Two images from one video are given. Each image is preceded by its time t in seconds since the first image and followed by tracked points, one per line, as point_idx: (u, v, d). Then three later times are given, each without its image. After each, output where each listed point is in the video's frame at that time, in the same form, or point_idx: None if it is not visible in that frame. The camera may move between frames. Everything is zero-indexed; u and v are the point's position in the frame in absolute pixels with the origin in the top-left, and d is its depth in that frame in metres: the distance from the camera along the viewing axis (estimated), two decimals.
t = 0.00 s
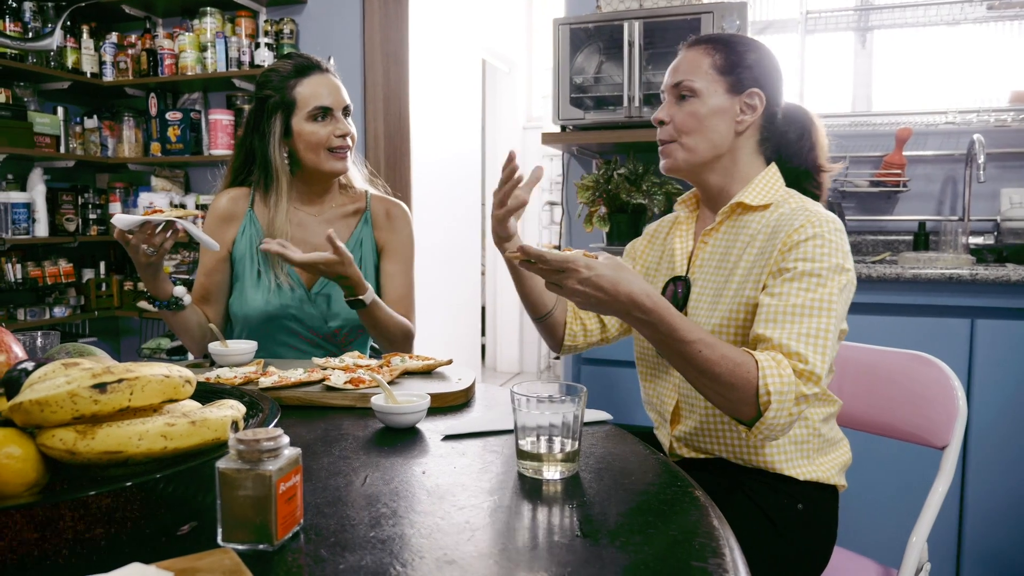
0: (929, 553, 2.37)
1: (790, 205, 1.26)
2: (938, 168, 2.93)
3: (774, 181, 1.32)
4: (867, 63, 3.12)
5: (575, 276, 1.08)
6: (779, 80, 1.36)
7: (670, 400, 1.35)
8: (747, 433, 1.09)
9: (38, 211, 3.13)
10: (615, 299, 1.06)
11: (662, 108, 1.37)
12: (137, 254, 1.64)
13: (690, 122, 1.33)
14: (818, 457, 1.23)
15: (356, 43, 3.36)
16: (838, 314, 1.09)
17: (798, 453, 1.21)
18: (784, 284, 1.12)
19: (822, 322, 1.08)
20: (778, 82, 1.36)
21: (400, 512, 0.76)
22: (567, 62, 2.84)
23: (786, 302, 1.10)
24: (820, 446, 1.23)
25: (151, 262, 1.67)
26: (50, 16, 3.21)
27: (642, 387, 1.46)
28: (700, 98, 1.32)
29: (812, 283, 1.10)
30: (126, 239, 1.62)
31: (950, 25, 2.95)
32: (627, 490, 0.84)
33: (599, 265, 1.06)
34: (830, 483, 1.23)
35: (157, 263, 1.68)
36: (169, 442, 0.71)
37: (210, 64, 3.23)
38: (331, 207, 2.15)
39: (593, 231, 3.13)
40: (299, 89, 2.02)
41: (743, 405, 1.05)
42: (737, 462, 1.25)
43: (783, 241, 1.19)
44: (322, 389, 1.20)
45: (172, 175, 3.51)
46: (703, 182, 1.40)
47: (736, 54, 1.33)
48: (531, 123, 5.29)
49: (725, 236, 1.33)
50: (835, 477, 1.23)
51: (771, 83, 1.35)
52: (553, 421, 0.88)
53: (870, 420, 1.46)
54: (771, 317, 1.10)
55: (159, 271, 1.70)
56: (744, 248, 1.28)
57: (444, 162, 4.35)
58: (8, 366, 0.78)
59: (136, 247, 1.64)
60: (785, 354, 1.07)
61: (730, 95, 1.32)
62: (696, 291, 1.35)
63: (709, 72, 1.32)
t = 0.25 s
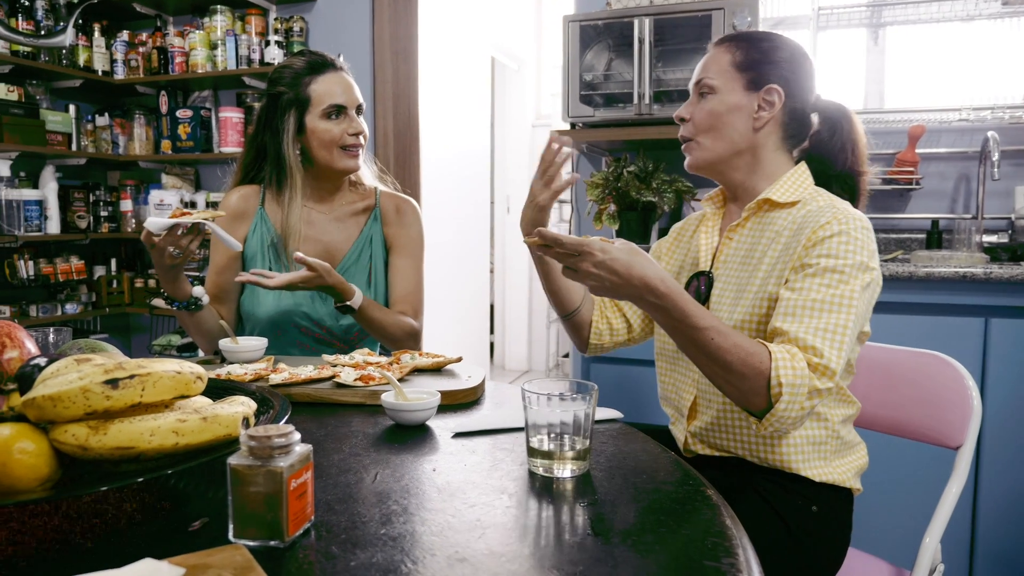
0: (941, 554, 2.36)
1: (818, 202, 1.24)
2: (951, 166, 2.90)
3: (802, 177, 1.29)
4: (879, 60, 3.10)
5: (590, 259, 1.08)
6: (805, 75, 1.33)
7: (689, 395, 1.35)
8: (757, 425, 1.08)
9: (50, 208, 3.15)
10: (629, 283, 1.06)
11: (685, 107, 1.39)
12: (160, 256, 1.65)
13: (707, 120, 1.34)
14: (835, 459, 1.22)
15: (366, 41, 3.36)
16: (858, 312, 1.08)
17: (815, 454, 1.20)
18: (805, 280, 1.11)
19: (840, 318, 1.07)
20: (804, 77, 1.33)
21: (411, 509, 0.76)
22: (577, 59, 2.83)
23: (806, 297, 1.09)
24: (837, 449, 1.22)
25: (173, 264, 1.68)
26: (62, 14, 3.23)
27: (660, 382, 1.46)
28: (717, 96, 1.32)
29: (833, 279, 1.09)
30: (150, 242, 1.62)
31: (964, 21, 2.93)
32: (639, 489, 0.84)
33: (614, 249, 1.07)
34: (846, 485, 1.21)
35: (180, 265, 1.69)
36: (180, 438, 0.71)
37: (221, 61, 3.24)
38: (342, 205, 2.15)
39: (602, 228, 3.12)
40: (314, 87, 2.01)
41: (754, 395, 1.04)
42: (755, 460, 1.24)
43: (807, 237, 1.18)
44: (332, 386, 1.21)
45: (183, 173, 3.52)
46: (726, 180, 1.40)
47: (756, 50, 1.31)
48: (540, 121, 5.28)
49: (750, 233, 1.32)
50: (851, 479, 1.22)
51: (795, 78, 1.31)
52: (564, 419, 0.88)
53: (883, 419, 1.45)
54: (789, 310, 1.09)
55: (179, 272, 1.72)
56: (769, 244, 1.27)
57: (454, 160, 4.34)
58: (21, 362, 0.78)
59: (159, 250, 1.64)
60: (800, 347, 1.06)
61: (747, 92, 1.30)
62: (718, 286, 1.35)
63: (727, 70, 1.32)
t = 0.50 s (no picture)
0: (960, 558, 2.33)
1: (843, 205, 1.22)
2: (972, 166, 2.86)
3: (827, 179, 1.29)
4: (898, 59, 3.07)
5: (616, 261, 1.10)
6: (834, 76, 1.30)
7: (709, 397, 1.34)
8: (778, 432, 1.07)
9: (69, 207, 3.19)
10: (653, 284, 1.07)
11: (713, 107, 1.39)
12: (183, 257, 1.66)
13: (732, 120, 1.34)
14: (855, 464, 1.20)
15: (382, 41, 3.37)
16: (883, 320, 1.06)
17: (836, 458, 1.19)
18: (829, 286, 1.10)
19: (865, 326, 1.05)
20: (833, 78, 1.31)
21: (426, 510, 0.76)
22: (593, 58, 2.82)
23: (830, 303, 1.08)
24: (858, 453, 1.20)
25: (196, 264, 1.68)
26: (82, 15, 3.26)
27: (679, 384, 1.45)
28: (742, 96, 1.33)
29: (858, 286, 1.08)
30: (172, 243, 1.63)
31: (985, 19, 2.89)
32: (656, 492, 0.83)
33: (640, 251, 1.08)
34: (867, 491, 1.19)
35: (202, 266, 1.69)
36: (198, 437, 0.71)
37: (238, 61, 3.26)
38: (360, 205, 2.15)
39: (618, 228, 3.11)
40: (335, 87, 2.02)
41: (775, 403, 1.03)
42: (774, 463, 1.23)
43: (832, 241, 1.16)
44: (349, 386, 1.21)
45: (200, 172, 3.55)
46: (751, 180, 1.39)
47: (784, 50, 1.30)
48: (556, 120, 5.27)
49: (773, 235, 1.31)
50: (872, 485, 1.20)
51: (823, 78, 1.29)
52: (581, 420, 0.87)
53: (903, 421, 1.43)
54: (813, 317, 1.08)
55: (199, 273, 1.72)
56: (791, 246, 1.26)
57: (469, 160, 4.35)
58: (41, 361, 0.78)
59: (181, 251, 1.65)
60: (824, 355, 1.05)
61: (772, 93, 1.30)
62: (739, 289, 1.34)
63: (753, 69, 1.32)
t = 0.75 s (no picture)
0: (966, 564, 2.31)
1: (847, 208, 1.22)
2: (979, 169, 2.85)
3: (831, 182, 1.28)
4: (905, 62, 3.06)
5: (619, 263, 1.10)
6: (826, 77, 1.30)
7: (713, 402, 1.34)
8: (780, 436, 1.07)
9: (76, 207, 3.20)
10: (656, 287, 1.06)
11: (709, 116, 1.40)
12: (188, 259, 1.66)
13: (726, 128, 1.34)
14: (859, 470, 1.19)
15: (388, 43, 3.38)
16: (886, 325, 1.06)
17: (840, 464, 1.18)
18: (832, 289, 1.09)
19: (867, 330, 1.05)
20: (826, 79, 1.30)
21: (428, 513, 0.76)
22: (599, 61, 2.82)
23: (833, 307, 1.07)
24: (863, 459, 1.20)
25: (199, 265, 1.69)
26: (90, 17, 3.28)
27: (684, 389, 1.45)
28: (734, 104, 1.33)
29: (861, 290, 1.07)
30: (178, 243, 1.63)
31: (992, 22, 2.88)
32: (657, 496, 0.83)
33: (642, 253, 1.08)
34: (872, 496, 1.18)
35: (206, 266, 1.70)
36: (200, 439, 0.71)
37: (246, 63, 3.27)
38: (367, 207, 2.16)
39: (623, 231, 3.10)
40: (342, 88, 2.03)
41: (777, 407, 1.03)
42: (777, 468, 1.23)
43: (836, 245, 1.15)
44: (352, 388, 1.21)
45: (207, 173, 3.56)
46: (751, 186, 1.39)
47: (774, 55, 1.29)
48: (562, 122, 5.27)
49: (776, 239, 1.30)
50: (877, 490, 1.19)
51: (816, 79, 1.29)
52: (583, 423, 0.87)
53: (907, 425, 1.42)
54: (815, 321, 1.08)
55: (205, 274, 1.72)
56: (796, 250, 1.25)
57: (475, 161, 4.35)
58: (46, 362, 0.79)
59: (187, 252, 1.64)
60: (827, 360, 1.04)
61: (764, 98, 1.30)
62: (743, 294, 1.33)
63: (745, 76, 1.32)
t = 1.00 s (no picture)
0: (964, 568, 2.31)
1: (830, 210, 1.22)
2: (976, 173, 2.85)
3: (813, 185, 1.28)
4: (903, 66, 3.06)
5: (613, 274, 1.11)
6: (782, 88, 1.27)
7: (709, 411, 1.33)
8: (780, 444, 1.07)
9: (75, 210, 3.20)
10: (650, 297, 1.07)
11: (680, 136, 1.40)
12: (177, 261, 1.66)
13: (696, 150, 1.34)
14: (856, 474, 1.20)
15: (387, 45, 3.38)
16: (877, 327, 1.06)
17: (836, 468, 1.18)
18: (822, 294, 1.09)
19: (859, 333, 1.05)
20: (783, 90, 1.27)
21: (423, 516, 0.76)
22: (598, 65, 2.82)
23: (823, 311, 1.07)
24: (859, 462, 1.20)
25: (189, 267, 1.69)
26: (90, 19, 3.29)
27: (680, 398, 1.45)
28: (700, 126, 1.33)
29: (850, 293, 1.07)
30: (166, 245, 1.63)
31: (989, 27, 2.88)
32: (653, 500, 0.83)
33: (637, 264, 1.09)
34: (869, 500, 1.19)
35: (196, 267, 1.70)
36: (196, 442, 0.72)
37: (245, 66, 3.27)
38: (366, 210, 2.16)
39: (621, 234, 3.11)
40: (333, 88, 2.05)
41: (776, 413, 1.03)
42: (774, 474, 1.22)
43: (822, 250, 1.16)
44: (349, 391, 1.21)
45: (206, 176, 3.56)
46: (733, 199, 1.39)
47: (728, 75, 1.28)
48: (561, 125, 5.27)
49: (763, 245, 1.30)
50: (874, 494, 1.20)
51: (773, 93, 1.27)
52: (579, 425, 0.87)
53: (902, 428, 1.43)
54: (806, 325, 1.07)
55: (195, 275, 1.73)
56: (783, 255, 1.25)
57: (474, 164, 4.35)
58: (42, 365, 0.79)
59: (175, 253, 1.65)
60: (822, 366, 1.04)
61: (726, 118, 1.29)
62: (735, 301, 1.33)
63: (705, 97, 1.31)
